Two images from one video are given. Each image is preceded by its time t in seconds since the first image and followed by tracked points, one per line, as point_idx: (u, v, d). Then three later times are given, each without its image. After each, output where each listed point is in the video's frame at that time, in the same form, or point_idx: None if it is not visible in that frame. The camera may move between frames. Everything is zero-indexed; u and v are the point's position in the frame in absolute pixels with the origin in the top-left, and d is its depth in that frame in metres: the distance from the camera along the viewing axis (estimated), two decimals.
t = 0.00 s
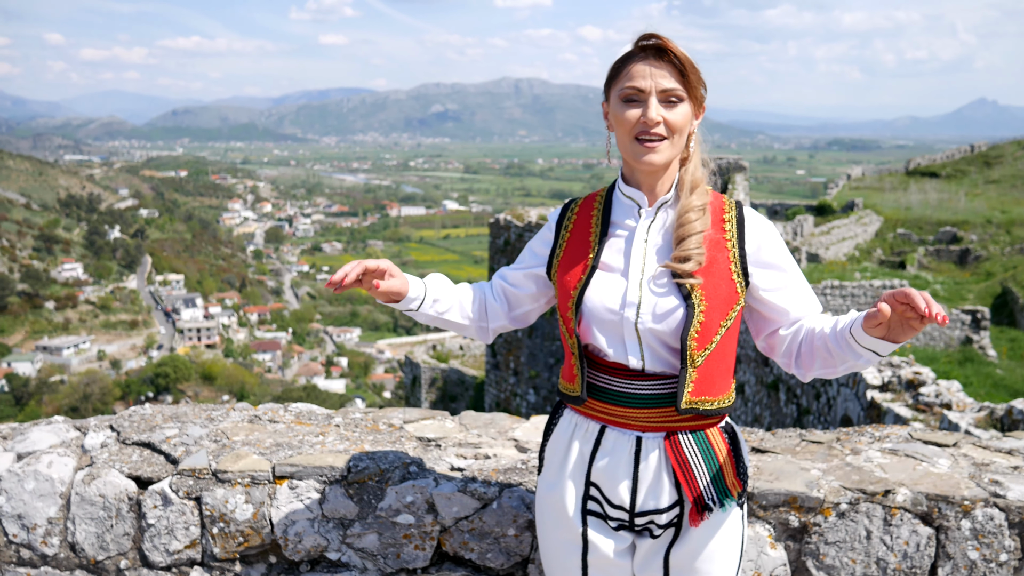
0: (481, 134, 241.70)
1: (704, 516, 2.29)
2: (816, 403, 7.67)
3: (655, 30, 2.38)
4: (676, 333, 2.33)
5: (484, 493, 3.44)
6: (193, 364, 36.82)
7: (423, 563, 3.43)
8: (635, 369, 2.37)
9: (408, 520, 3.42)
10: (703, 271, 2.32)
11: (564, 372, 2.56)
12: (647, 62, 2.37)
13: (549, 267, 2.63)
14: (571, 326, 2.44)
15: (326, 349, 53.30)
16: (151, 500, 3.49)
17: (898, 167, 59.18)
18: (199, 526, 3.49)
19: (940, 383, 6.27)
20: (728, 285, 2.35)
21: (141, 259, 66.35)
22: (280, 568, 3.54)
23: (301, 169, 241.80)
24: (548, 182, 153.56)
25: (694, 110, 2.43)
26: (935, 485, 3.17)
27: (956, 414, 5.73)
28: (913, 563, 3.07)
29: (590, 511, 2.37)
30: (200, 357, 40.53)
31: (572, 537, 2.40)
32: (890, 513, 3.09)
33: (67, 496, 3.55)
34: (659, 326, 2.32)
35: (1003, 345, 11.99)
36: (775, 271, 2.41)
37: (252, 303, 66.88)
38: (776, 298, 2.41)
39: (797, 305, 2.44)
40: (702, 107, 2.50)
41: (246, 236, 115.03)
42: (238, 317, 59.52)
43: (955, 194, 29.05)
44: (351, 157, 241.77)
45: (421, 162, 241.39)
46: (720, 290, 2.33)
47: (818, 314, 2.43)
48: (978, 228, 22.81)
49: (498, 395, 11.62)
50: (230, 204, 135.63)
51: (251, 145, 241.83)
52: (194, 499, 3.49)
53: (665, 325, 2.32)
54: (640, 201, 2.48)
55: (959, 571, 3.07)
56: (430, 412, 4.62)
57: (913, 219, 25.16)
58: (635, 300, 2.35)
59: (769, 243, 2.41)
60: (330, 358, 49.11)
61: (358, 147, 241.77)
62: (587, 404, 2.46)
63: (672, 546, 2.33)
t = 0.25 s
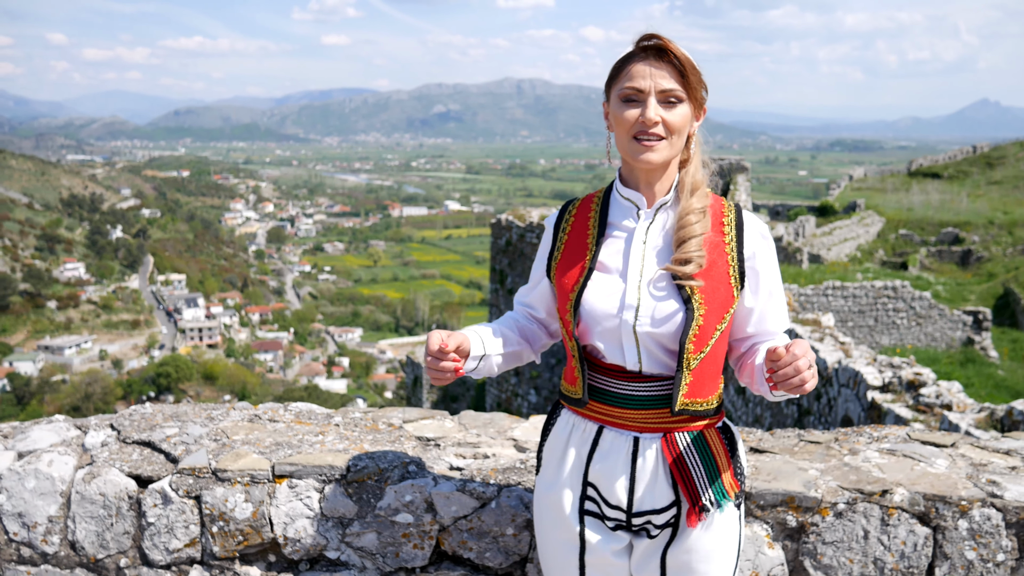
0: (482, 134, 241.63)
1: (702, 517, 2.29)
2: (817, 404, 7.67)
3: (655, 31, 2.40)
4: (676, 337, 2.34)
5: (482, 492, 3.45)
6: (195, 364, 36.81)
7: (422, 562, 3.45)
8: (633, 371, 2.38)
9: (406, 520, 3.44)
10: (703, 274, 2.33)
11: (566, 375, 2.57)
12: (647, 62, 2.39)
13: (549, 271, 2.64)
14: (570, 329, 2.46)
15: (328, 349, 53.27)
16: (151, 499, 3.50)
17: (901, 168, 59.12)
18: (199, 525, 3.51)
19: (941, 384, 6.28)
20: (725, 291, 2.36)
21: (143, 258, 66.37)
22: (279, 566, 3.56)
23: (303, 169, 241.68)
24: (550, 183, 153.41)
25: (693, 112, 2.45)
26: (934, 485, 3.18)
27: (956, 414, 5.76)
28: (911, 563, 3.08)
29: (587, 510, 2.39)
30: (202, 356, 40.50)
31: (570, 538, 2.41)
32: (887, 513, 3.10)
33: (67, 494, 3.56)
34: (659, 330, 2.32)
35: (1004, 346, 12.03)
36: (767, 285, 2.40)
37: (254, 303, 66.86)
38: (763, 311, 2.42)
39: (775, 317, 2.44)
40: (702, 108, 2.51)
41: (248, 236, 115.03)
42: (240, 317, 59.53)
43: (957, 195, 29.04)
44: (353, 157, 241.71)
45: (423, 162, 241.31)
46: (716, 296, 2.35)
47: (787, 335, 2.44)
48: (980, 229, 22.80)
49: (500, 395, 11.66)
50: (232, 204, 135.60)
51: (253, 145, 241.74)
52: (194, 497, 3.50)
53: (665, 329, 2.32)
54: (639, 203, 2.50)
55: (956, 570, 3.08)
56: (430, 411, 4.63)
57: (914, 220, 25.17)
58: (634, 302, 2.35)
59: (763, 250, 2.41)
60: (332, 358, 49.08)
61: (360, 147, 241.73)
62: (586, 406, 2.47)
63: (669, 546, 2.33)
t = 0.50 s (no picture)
0: (483, 135, 241.65)
1: (703, 517, 2.30)
2: (817, 405, 7.68)
3: (658, 33, 2.41)
4: (679, 339, 2.35)
5: (483, 492, 3.46)
6: (195, 364, 36.83)
7: (423, 561, 3.47)
8: (633, 371, 2.40)
9: (408, 519, 3.45)
10: (707, 275, 2.35)
11: (567, 375, 2.58)
12: (651, 64, 2.40)
13: (552, 275, 2.65)
14: (573, 330, 2.48)
15: (328, 350, 53.27)
16: (154, 498, 3.51)
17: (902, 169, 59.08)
18: (200, 524, 3.52)
19: (943, 385, 6.29)
20: (727, 292, 2.37)
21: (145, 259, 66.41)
22: (281, 565, 3.57)
23: (304, 171, 241.68)
24: (551, 184, 153.32)
25: (696, 112, 2.47)
26: (933, 485, 3.20)
27: (957, 415, 5.77)
28: (911, 563, 3.08)
29: (589, 509, 2.40)
30: (202, 357, 40.53)
31: (571, 538, 2.43)
32: (887, 513, 3.11)
33: (70, 494, 3.58)
34: (664, 332, 2.33)
35: (1005, 347, 12.03)
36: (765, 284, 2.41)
37: (255, 304, 66.91)
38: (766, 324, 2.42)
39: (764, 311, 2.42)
40: (703, 109, 2.53)
41: (249, 237, 115.02)
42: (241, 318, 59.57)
43: (958, 196, 29.03)
44: (355, 158, 241.69)
45: (424, 163, 241.29)
46: (719, 298, 2.36)
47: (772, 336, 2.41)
48: (980, 231, 22.79)
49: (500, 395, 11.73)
50: (233, 205, 135.67)
51: (255, 146, 241.76)
52: (196, 496, 3.51)
53: (669, 330, 2.34)
54: (641, 206, 2.51)
55: (956, 571, 3.08)
56: (430, 412, 4.64)
57: (915, 221, 25.17)
58: (637, 303, 2.37)
59: (764, 251, 2.42)
60: (332, 359, 49.10)
61: (361, 148, 241.70)
62: (590, 407, 2.48)
63: (669, 545, 2.35)
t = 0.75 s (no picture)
0: (485, 135, 241.68)
1: (705, 513, 2.30)
2: (818, 405, 7.69)
3: (659, 35, 2.39)
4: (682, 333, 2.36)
5: (483, 490, 3.46)
6: (197, 364, 36.91)
7: (422, 560, 3.47)
8: (635, 367, 2.39)
9: (407, 517, 3.46)
10: (708, 271, 2.36)
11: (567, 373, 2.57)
12: (653, 66, 2.38)
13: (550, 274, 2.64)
14: (574, 326, 2.47)
15: (330, 351, 53.33)
16: (154, 497, 3.52)
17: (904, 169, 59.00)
18: (200, 523, 3.53)
19: (944, 385, 6.29)
20: (729, 287, 2.38)
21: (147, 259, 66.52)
22: (281, 564, 3.57)
23: (306, 171, 241.80)
24: (553, 185, 153.20)
25: (696, 113, 2.47)
26: (933, 484, 3.20)
27: (957, 415, 5.78)
28: (910, 562, 3.08)
29: (590, 508, 2.40)
30: (204, 359, 40.61)
31: (572, 536, 2.43)
32: (887, 512, 3.11)
33: (70, 492, 3.59)
34: (668, 329, 2.34)
35: (1007, 348, 12.02)
36: (773, 277, 2.41)
37: (257, 304, 67.00)
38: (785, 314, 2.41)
39: (783, 298, 2.42)
40: (702, 109, 2.53)
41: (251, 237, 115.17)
42: (243, 318, 59.65)
43: (960, 196, 28.99)
44: (356, 158, 241.76)
45: (425, 163, 241.34)
46: (722, 292, 2.37)
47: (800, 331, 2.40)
48: (982, 231, 22.76)
49: (502, 395, 11.75)
50: (235, 205, 135.83)
51: (257, 146, 241.95)
52: (196, 495, 3.52)
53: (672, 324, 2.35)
54: (641, 204, 2.51)
55: (955, 570, 3.08)
56: (430, 411, 4.64)
57: (917, 222, 25.14)
58: (639, 300, 2.36)
59: (766, 245, 2.43)
60: (334, 359, 49.17)
61: (363, 148, 241.78)
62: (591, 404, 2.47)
63: (670, 542, 2.35)
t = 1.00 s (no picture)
0: (487, 135, 241.66)
1: (706, 511, 2.30)
2: (820, 405, 7.67)
3: (658, 35, 2.38)
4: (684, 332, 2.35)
5: (482, 490, 3.45)
6: (199, 364, 36.93)
7: (421, 560, 3.46)
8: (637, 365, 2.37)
9: (406, 517, 3.45)
10: (709, 269, 2.36)
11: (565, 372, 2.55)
12: (652, 66, 2.38)
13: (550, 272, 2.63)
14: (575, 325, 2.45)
15: (332, 350, 53.32)
16: (152, 496, 3.52)
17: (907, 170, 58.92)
18: (199, 522, 3.52)
19: (945, 385, 6.27)
20: (731, 283, 2.38)
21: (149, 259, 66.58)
22: (280, 563, 3.57)
23: (308, 171, 241.76)
24: (556, 185, 153.04)
25: (695, 113, 2.46)
26: (932, 484, 3.19)
27: (960, 415, 5.75)
28: (910, 563, 3.07)
29: (590, 508, 2.39)
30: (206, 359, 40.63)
31: (573, 536, 2.41)
32: (887, 512, 3.10)
33: (69, 492, 3.59)
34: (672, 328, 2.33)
35: (1009, 348, 12.00)
36: (781, 270, 2.41)
37: (259, 304, 67.01)
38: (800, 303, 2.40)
39: (793, 286, 2.41)
40: (702, 110, 2.52)
41: (254, 237, 115.20)
42: (245, 318, 59.68)
43: (963, 197, 28.94)
44: (359, 158, 241.75)
45: (428, 163, 241.29)
46: (724, 289, 2.37)
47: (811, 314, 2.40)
48: (985, 231, 22.72)
49: (504, 395, 11.76)
50: (237, 205, 135.90)
51: (259, 146, 241.94)
52: (195, 494, 3.52)
53: (674, 320, 2.33)
54: (642, 203, 2.50)
55: (955, 570, 3.07)
56: (430, 410, 4.64)
57: (919, 222, 25.11)
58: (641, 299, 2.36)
59: (769, 242, 2.43)
60: (336, 359, 49.19)
61: (365, 148, 241.75)
62: (591, 403, 2.46)
63: (671, 542, 2.34)
